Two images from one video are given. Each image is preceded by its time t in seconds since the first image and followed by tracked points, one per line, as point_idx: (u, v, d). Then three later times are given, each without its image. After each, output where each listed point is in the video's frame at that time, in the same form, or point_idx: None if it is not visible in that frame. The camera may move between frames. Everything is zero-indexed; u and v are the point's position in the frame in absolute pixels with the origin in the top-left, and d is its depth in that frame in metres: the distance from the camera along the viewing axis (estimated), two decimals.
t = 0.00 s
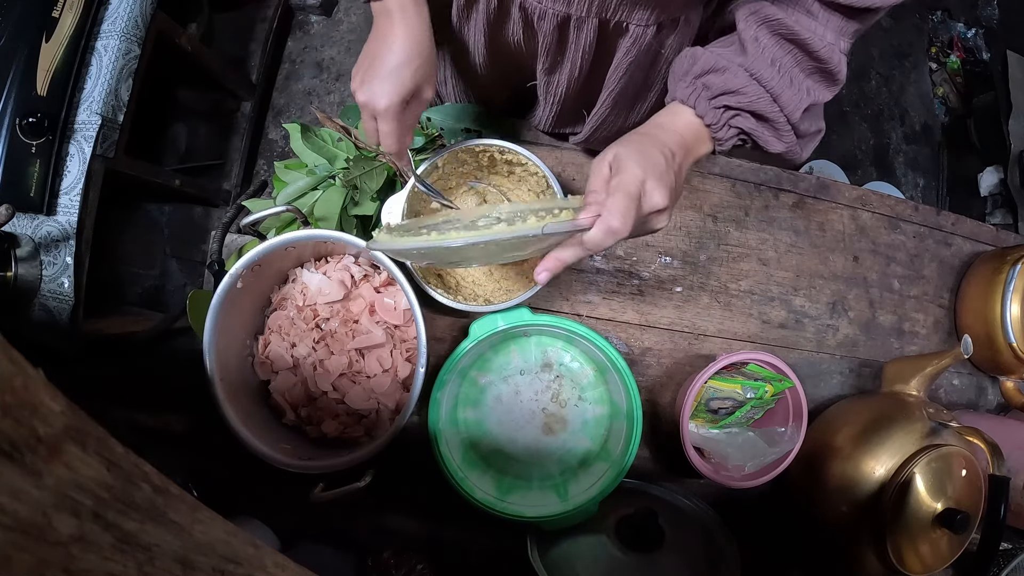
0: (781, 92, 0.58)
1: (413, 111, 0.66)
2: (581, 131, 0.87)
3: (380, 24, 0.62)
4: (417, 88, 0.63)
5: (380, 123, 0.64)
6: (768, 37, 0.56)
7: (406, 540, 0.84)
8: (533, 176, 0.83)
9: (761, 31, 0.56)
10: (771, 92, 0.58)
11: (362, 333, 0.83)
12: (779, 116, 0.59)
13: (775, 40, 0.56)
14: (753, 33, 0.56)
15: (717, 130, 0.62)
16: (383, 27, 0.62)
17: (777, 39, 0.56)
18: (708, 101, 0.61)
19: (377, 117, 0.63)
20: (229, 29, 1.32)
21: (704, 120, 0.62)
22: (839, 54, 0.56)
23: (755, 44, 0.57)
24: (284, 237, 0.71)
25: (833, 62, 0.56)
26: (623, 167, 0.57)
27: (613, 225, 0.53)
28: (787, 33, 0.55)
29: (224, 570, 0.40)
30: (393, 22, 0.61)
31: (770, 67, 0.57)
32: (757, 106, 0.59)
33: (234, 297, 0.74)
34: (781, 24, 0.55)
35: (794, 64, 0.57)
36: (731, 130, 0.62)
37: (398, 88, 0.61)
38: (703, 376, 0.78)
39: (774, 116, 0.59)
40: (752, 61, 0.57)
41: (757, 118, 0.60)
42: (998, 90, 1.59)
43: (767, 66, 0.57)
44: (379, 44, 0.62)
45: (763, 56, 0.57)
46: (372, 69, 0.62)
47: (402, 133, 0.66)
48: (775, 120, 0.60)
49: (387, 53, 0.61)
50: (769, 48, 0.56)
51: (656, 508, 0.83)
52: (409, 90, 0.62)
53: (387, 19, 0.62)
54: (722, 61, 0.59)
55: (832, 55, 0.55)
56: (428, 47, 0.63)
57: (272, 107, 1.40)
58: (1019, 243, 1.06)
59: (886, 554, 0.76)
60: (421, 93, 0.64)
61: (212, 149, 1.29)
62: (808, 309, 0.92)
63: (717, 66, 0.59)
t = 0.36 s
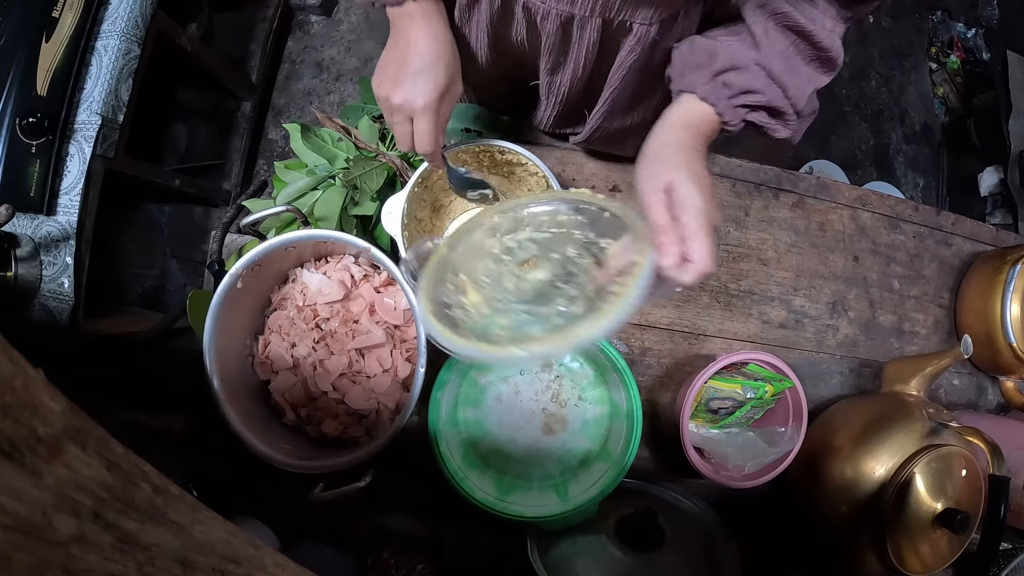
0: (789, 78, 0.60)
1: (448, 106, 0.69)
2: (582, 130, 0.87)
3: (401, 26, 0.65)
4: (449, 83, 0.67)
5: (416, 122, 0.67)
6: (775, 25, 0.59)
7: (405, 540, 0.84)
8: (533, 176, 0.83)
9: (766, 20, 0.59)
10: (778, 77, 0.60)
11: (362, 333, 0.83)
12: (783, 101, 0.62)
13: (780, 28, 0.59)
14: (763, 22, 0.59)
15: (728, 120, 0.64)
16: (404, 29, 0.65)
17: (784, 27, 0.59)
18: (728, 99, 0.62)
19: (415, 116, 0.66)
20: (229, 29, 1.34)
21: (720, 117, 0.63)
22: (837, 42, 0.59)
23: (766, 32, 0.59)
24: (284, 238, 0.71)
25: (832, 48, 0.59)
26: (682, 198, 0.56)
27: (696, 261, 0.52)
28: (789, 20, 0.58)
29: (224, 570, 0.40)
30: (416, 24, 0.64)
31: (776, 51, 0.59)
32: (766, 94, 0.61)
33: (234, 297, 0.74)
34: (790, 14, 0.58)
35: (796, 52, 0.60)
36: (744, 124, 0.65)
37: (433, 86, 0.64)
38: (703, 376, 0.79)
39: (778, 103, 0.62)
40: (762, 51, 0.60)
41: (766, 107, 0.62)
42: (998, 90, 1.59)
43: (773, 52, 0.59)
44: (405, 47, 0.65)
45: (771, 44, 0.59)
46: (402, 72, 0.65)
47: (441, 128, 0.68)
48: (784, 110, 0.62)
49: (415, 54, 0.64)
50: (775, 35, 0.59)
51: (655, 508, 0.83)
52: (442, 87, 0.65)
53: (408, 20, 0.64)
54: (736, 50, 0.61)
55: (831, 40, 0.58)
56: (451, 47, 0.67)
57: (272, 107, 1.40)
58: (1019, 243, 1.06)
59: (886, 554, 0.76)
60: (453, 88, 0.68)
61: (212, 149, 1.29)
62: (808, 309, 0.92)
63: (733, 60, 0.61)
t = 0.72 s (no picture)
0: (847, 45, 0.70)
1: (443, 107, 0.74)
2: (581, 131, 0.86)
3: (399, 33, 0.70)
4: (446, 84, 0.71)
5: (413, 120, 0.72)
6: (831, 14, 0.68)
7: (405, 540, 0.84)
8: (533, 176, 0.83)
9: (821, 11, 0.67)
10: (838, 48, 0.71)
11: (362, 333, 0.83)
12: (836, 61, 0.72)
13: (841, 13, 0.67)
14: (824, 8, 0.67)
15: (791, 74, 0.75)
16: (401, 36, 0.70)
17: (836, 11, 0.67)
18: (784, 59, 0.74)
19: (411, 114, 0.71)
20: (229, 29, 1.33)
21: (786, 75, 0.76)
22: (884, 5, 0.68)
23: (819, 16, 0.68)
24: (284, 237, 0.71)
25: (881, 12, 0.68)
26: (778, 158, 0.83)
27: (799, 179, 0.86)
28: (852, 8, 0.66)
29: (224, 570, 0.40)
30: (413, 32, 0.69)
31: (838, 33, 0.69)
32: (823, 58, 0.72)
33: (234, 297, 0.74)
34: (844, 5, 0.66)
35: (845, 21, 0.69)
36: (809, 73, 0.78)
37: (430, 88, 0.69)
38: (703, 376, 0.79)
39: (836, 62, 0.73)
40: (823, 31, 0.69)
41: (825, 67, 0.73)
42: (998, 90, 1.59)
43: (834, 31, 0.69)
44: (402, 52, 0.70)
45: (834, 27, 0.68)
46: (400, 75, 0.70)
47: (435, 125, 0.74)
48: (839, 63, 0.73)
49: (410, 57, 0.69)
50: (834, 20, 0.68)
51: (655, 508, 0.83)
52: (439, 88, 0.70)
53: (405, 28, 0.69)
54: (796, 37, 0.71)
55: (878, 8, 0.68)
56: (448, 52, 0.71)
57: (272, 107, 1.40)
58: (1019, 243, 1.06)
59: (886, 554, 0.76)
60: (450, 87, 0.73)
61: (212, 149, 1.29)
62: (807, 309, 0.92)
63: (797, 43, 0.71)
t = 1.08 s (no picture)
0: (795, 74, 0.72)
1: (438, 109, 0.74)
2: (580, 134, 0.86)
3: (394, 38, 0.70)
4: (440, 87, 0.72)
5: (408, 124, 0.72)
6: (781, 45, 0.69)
7: (405, 540, 0.84)
8: (533, 176, 0.83)
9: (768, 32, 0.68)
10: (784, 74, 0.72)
11: (362, 333, 0.83)
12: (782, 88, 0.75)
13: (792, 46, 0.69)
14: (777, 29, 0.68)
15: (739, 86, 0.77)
16: (397, 42, 0.70)
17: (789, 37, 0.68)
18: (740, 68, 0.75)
19: (406, 117, 0.71)
20: (229, 29, 1.34)
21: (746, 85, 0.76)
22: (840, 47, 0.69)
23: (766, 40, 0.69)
24: (283, 238, 0.71)
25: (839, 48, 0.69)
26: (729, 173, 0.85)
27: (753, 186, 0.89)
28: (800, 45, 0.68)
29: (224, 570, 0.40)
30: (410, 37, 0.69)
31: (785, 63, 0.71)
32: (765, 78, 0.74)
33: (234, 297, 0.74)
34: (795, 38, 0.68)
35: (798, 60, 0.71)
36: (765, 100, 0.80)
37: (424, 90, 0.70)
38: (703, 376, 0.79)
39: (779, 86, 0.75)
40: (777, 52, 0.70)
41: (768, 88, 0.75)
42: (998, 90, 1.58)
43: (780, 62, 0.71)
44: (397, 56, 0.70)
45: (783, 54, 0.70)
46: (396, 78, 0.71)
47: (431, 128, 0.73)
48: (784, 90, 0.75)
49: (405, 61, 0.69)
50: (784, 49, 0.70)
51: (655, 508, 0.83)
52: (433, 90, 0.71)
53: (401, 33, 0.69)
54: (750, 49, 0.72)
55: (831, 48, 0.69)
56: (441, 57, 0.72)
57: (272, 107, 1.40)
58: (1019, 243, 1.06)
59: (886, 554, 0.76)
60: (444, 90, 0.73)
61: (212, 150, 1.29)
62: (808, 309, 0.92)
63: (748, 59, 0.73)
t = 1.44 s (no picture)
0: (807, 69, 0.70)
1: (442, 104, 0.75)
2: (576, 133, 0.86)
3: (399, 31, 0.70)
4: (444, 82, 0.72)
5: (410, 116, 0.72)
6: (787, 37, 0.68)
7: (405, 540, 0.84)
8: (533, 176, 0.83)
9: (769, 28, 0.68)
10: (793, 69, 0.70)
11: (362, 333, 0.83)
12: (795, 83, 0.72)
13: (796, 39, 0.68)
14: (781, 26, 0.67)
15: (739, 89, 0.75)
16: (402, 35, 0.70)
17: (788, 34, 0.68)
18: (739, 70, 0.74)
19: (408, 109, 0.71)
20: (229, 29, 1.34)
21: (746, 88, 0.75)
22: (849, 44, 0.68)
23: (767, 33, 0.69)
24: (284, 238, 0.71)
25: (848, 45, 0.68)
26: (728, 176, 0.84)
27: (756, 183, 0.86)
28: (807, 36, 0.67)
29: (224, 570, 0.40)
30: (414, 30, 0.69)
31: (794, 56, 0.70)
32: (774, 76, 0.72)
33: (234, 297, 0.74)
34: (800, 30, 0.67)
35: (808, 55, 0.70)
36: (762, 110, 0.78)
37: (426, 83, 0.70)
38: (703, 376, 0.79)
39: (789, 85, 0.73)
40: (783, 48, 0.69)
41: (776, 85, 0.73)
42: (998, 90, 1.58)
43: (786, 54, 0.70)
44: (402, 48, 0.70)
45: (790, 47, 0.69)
46: (399, 70, 0.71)
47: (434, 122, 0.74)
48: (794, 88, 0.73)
49: (409, 54, 0.70)
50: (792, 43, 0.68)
51: (655, 508, 0.83)
52: (437, 83, 0.71)
53: (406, 26, 0.69)
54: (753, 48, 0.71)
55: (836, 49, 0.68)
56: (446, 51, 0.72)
57: (272, 107, 1.40)
58: (1019, 243, 1.06)
59: (886, 554, 0.76)
60: (448, 85, 0.73)
61: (212, 150, 1.29)
62: (808, 309, 0.92)
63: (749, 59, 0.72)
